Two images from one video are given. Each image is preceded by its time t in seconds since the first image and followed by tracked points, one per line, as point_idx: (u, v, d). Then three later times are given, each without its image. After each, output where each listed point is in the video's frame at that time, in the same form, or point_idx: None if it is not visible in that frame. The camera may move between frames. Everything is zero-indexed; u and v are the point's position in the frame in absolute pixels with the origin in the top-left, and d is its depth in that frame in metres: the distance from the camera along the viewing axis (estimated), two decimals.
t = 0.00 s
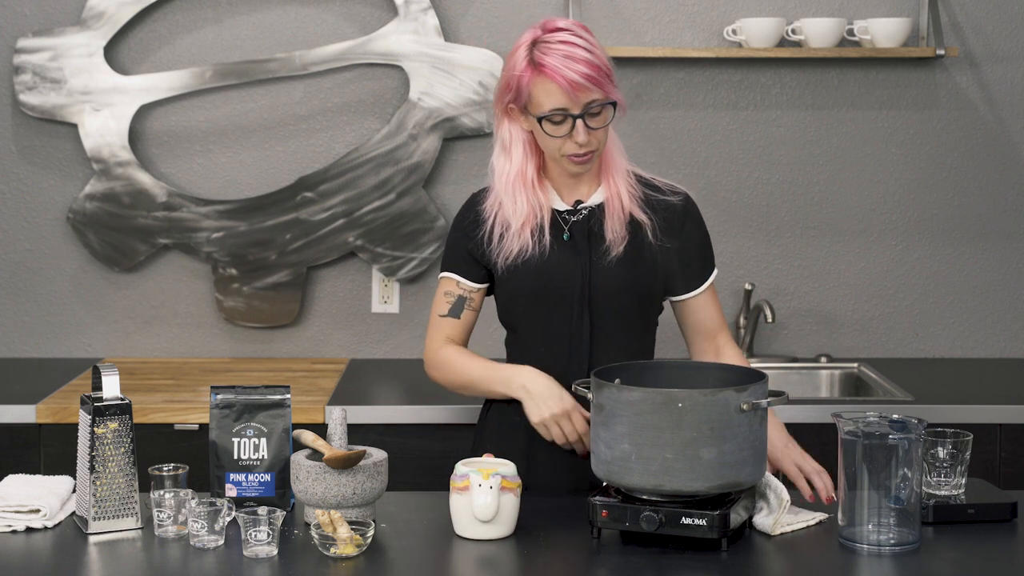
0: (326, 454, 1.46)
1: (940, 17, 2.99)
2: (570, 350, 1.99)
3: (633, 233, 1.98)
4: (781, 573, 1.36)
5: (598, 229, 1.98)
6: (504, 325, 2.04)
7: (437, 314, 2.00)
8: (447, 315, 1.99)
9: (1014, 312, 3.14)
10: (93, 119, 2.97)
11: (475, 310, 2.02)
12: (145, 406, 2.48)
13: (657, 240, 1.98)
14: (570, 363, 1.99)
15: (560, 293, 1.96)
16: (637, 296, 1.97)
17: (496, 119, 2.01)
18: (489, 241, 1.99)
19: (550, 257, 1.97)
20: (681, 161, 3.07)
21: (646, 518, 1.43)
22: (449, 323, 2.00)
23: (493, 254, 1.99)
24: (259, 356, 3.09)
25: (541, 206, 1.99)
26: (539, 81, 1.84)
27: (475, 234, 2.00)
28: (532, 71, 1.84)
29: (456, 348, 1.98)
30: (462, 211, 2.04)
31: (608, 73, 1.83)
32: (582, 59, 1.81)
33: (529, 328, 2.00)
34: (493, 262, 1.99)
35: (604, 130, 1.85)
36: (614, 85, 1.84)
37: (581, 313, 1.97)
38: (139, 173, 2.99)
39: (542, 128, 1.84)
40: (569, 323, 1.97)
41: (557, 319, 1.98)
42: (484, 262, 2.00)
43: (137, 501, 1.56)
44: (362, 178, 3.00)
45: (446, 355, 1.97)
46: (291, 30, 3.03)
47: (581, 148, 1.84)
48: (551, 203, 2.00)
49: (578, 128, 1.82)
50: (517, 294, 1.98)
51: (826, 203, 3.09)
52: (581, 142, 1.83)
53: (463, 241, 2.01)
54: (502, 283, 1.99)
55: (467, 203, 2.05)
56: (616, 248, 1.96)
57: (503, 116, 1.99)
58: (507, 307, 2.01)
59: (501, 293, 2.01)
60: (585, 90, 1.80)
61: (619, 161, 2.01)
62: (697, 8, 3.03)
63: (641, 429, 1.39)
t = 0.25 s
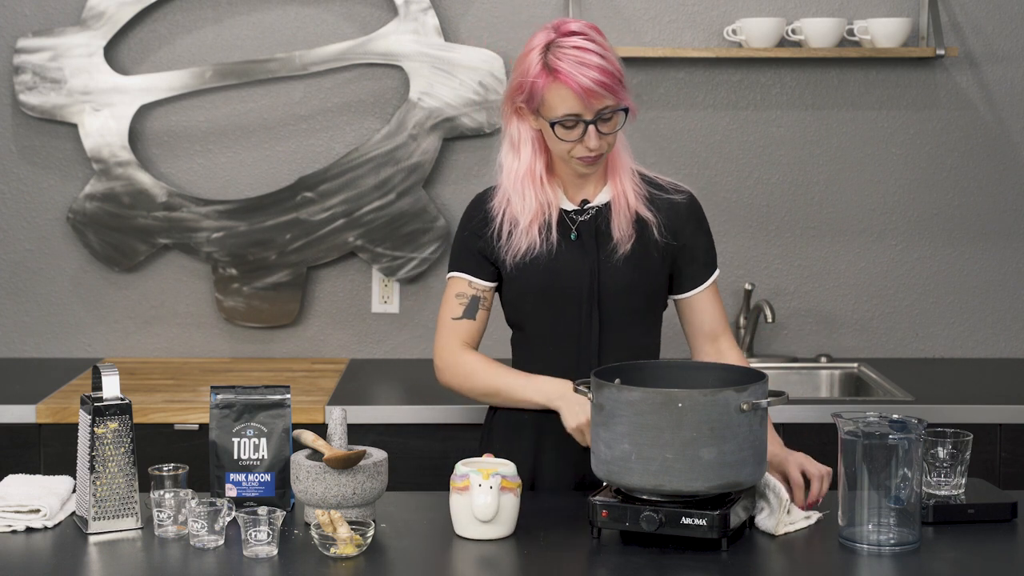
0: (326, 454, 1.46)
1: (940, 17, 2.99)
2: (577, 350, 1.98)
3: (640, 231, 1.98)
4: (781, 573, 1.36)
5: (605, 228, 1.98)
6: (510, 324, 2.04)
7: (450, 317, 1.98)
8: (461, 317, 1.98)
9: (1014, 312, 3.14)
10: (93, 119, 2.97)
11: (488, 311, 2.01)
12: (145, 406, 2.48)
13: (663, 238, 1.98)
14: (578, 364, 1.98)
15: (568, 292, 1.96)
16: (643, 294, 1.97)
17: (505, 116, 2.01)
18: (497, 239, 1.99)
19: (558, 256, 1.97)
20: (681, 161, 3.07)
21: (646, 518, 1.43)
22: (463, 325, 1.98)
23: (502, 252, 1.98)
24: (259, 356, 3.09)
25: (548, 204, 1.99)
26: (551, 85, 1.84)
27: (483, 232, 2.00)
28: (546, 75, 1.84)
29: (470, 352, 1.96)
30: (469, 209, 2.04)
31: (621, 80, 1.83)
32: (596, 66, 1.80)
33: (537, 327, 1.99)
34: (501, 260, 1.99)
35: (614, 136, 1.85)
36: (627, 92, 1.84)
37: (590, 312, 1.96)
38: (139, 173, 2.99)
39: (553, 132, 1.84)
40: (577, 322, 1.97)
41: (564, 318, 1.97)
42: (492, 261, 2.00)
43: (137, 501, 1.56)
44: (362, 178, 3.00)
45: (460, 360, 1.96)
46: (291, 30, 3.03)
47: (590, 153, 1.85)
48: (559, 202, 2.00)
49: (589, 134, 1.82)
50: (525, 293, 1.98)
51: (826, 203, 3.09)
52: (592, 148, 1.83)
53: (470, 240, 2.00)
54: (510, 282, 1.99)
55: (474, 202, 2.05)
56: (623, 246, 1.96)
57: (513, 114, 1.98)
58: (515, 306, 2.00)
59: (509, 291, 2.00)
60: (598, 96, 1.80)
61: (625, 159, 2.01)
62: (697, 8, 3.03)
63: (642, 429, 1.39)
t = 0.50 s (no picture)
0: (326, 454, 1.46)
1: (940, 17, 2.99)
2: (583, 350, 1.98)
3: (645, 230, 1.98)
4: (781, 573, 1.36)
5: (611, 227, 1.98)
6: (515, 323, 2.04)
7: (462, 316, 1.97)
8: (474, 316, 1.96)
9: (1014, 312, 3.14)
10: (93, 119, 2.97)
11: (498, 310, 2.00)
12: (145, 406, 2.48)
13: (667, 236, 1.99)
14: (584, 363, 1.98)
15: (574, 291, 1.96)
16: (649, 293, 1.98)
17: (511, 115, 2.01)
18: (502, 237, 1.98)
19: (564, 255, 1.96)
20: (681, 161, 3.07)
21: (646, 518, 1.43)
22: (477, 325, 1.96)
23: (507, 250, 1.98)
24: (259, 356, 3.09)
25: (554, 203, 1.98)
26: (559, 87, 1.84)
27: (489, 231, 1.99)
28: (555, 76, 1.84)
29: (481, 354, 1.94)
30: (474, 208, 2.03)
31: (629, 82, 1.83)
32: (604, 69, 1.81)
33: (542, 327, 1.99)
34: (507, 259, 1.98)
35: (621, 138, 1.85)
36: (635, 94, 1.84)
37: (597, 311, 1.96)
38: (139, 173, 2.99)
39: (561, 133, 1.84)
40: (583, 321, 1.97)
41: (570, 318, 1.97)
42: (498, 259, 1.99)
43: (137, 501, 1.56)
44: (362, 178, 3.00)
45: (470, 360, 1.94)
46: (291, 30, 3.03)
47: (597, 156, 1.85)
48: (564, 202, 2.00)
49: (597, 136, 1.83)
50: (531, 292, 1.98)
51: (826, 203, 3.09)
52: (599, 150, 1.84)
53: (476, 239, 1.99)
54: (516, 281, 1.98)
55: (478, 202, 2.04)
56: (629, 244, 1.96)
57: (519, 114, 1.98)
58: (521, 305, 1.99)
59: (515, 290, 1.99)
60: (607, 99, 1.81)
61: (629, 159, 2.02)
62: (697, 8, 3.03)
63: (642, 429, 1.39)
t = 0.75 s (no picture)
0: (326, 454, 1.46)
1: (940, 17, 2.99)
2: (587, 350, 1.98)
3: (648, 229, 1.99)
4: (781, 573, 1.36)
5: (615, 226, 1.98)
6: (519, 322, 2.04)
7: (475, 314, 1.95)
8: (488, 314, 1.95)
9: (1014, 312, 3.14)
10: (93, 119, 2.97)
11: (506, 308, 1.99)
12: (145, 406, 2.48)
13: (670, 235, 2.00)
14: (589, 363, 1.98)
15: (579, 290, 1.96)
16: (653, 292, 1.99)
17: (516, 114, 2.00)
18: (507, 236, 1.98)
19: (569, 254, 1.96)
20: (682, 161, 3.07)
21: (646, 518, 1.43)
22: (489, 323, 1.95)
23: (512, 248, 1.97)
24: (259, 356, 3.09)
25: (558, 202, 1.98)
26: (565, 87, 1.84)
27: (494, 230, 1.98)
28: (561, 77, 1.84)
29: (494, 354, 1.92)
30: (477, 207, 2.02)
31: (634, 83, 1.84)
32: (610, 69, 1.81)
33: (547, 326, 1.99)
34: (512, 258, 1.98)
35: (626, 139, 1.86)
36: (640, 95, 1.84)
37: (602, 310, 1.96)
38: (139, 173, 2.99)
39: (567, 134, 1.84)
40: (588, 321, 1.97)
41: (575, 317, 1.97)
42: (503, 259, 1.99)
43: (137, 501, 1.56)
44: (362, 178, 3.00)
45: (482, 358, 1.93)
46: (291, 29, 3.03)
47: (602, 156, 1.85)
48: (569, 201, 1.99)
49: (603, 137, 1.83)
50: (536, 291, 1.97)
51: (826, 203, 3.09)
52: (605, 151, 1.84)
53: (480, 238, 1.99)
54: (521, 280, 1.98)
55: (481, 201, 2.03)
56: (633, 243, 1.97)
57: (524, 113, 1.98)
58: (526, 303, 1.99)
59: (519, 288, 1.99)
60: (613, 100, 1.81)
61: (631, 158, 2.02)
62: (697, 8, 3.03)
63: (642, 429, 1.39)
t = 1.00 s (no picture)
0: (326, 454, 1.46)
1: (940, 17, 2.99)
2: (587, 349, 1.98)
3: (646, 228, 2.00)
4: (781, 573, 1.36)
5: (614, 225, 1.98)
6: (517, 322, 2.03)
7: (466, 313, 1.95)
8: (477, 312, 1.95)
9: (1014, 312, 3.14)
10: (93, 119, 2.97)
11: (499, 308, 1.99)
12: (145, 406, 2.48)
13: (667, 233, 2.01)
14: (589, 363, 1.98)
15: (579, 290, 1.96)
16: (652, 291, 1.99)
17: (513, 112, 2.00)
18: (506, 235, 1.97)
19: (568, 254, 1.96)
20: (682, 161, 3.07)
21: (646, 518, 1.43)
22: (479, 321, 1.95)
23: (512, 247, 1.97)
24: (259, 356, 3.09)
25: (557, 201, 1.98)
26: (566, 84, 1.84)
27: (494, 230, 1.98)
28: (561, 73, 1.84)
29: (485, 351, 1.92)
30: (475, 206, 2.01)
31: (635, 81, 1.84)
32: (612, 67, 1.81)
33: (547, 325, 1.98)
34: (512, 257, 1.97)
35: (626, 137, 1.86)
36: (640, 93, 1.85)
37: (603, 309, 1.96)
38: (139, 173, 2.99)
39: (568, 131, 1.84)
40: (588, 320, 1.97)
41: (575, 316, 1.97)
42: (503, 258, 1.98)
43: (137, 501, 1.56)
44: (362, 178, 3.00)
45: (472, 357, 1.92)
46: (291, 29, 3.03)
47: (603, 154, 1.86)
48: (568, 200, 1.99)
49: (604, 134, 1.83)
50: (536, 291, 1.97)
51: (826, 203, 3.09)
52: (606, 148, 1.84)
53: (479, 237, 1.98)
54: (520, 280, 1.97)
55: (479, 200, 2.03)
56: (633, 242, 1.97)
57: (522, 111, 1.98)
58: (526, 304, 1.99)
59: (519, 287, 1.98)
60: (614, 98, 1.81)
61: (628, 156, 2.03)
62: (697, 8, 3.03)
63: (642, 429, 1.39)
